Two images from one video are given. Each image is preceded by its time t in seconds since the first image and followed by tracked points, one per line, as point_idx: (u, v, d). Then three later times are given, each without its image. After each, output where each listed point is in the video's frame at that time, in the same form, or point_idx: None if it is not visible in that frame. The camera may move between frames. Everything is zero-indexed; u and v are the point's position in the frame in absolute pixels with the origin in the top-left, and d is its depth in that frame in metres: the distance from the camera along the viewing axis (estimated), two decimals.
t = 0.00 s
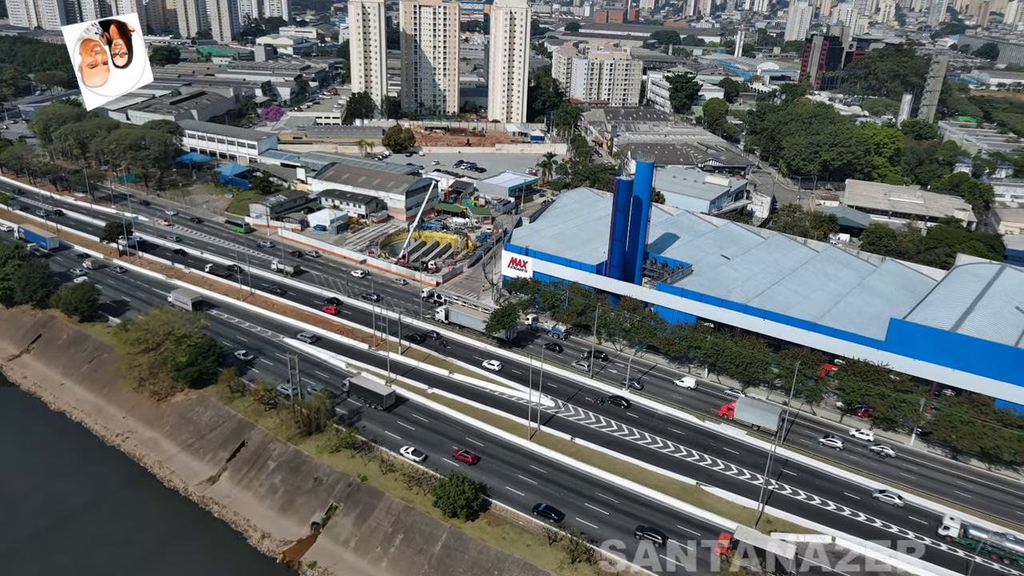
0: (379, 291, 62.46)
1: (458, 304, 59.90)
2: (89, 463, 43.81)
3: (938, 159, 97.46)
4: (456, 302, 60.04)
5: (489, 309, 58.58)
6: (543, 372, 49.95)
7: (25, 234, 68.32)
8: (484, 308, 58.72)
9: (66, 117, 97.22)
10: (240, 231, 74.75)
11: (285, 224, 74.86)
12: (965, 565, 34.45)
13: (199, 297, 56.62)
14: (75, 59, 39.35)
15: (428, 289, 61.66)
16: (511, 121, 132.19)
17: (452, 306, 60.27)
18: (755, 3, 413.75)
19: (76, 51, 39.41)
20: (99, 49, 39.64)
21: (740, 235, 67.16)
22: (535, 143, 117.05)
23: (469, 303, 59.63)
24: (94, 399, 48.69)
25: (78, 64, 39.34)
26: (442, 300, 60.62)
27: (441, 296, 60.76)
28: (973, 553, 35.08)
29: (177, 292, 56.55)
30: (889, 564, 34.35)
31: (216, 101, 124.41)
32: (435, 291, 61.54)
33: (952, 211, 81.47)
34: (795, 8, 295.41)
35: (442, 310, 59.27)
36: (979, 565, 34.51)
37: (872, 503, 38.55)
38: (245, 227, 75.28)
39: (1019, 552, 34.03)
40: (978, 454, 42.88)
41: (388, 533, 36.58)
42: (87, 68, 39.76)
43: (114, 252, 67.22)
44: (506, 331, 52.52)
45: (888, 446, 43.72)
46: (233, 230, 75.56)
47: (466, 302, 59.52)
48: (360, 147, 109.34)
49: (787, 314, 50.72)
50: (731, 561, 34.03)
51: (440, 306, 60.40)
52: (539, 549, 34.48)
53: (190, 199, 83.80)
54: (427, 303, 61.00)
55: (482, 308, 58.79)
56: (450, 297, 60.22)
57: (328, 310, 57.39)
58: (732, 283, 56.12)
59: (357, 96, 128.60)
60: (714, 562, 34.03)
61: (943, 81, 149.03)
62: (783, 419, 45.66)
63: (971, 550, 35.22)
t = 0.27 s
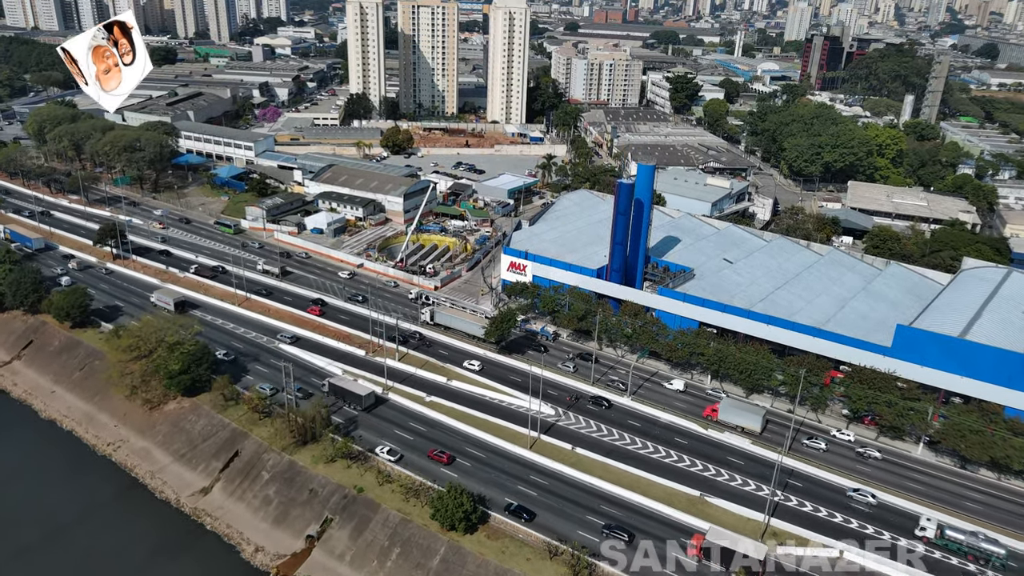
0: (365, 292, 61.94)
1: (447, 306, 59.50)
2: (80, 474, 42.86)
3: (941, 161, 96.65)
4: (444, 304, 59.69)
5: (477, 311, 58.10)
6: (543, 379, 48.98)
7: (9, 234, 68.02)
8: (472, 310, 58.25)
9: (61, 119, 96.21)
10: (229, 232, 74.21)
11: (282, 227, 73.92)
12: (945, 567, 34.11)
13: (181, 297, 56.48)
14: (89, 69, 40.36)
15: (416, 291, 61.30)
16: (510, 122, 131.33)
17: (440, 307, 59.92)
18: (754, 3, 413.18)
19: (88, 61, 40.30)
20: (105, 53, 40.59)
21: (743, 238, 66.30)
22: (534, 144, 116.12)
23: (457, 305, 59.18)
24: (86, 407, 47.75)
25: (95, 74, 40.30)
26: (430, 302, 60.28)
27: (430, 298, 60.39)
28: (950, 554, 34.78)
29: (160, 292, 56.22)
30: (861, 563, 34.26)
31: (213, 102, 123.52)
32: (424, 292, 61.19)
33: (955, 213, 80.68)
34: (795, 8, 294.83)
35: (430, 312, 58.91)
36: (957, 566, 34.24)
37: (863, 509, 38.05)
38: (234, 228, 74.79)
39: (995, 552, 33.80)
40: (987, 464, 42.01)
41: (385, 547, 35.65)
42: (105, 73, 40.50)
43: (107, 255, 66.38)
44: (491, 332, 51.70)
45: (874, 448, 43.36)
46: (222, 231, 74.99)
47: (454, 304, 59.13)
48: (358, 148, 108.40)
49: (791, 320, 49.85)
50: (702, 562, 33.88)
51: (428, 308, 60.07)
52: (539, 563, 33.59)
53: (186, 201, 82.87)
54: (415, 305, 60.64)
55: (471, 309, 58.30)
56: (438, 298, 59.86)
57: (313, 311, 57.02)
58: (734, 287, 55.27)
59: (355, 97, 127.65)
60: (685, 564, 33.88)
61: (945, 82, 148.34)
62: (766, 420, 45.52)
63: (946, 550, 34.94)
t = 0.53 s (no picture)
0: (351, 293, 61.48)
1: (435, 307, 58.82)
2: (69, 485, 41.93)
3: (944, 162, 95.79)
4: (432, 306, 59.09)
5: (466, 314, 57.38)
6: (543, 387, 48.05)
7: None
8: (461, 312, 57.56)
9: (55, 120, 95.15)
10: (218, 233, 73.39)
11: (278, 230, 72.98)
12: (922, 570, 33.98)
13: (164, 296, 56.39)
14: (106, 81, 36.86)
15: (403, 293, 60.89)
16: (509, 122, 130.47)
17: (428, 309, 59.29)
18: (753, 2, 412.25)
19: (107, 72, 36.99)
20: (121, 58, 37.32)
21: (745, 241, 65.43)
22: (534, 146, 115.22)
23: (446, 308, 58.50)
24: (77, 415, 46.80)
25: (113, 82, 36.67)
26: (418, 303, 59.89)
27: (417, 299, 59.94)
28: (926, 555, 34.67)
29: (141, 294, 56.21)
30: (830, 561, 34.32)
31: (210, 103, 122.62)
32: (411, 294, 60.81)
33: (959, 215, 79.89)
34: (795, 8, 294.19)
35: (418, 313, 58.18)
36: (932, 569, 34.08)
37: (872, 521, 37.15)
38: (223, 229, 74.01)
39: (972, 553, 33.92)
40: (997, 473, 41.12)
41: (381, 561, 34.73)
42: (123, 72, 36.67)
43: (102, 260, 65.46)
44: (478, 334, 51.35)
45: (860, 450, 43.04)
46: (211, 232, 74.15)
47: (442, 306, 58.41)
48: (356, 150, 107.51)
49: (795, 325, 48.96)
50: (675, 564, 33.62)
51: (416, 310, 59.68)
52: None
53: (181, 204, 81.96)
54: (403, 306, 60.26)
55: (460, 312, 57.57)
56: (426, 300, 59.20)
57: (296, 312, 56.72)
58: (737, 292, 54.40)
59: (354, 98, 126.72)
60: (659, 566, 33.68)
61: (947, 82, 147.64)
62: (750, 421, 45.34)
63: (923, 551, 34.86)
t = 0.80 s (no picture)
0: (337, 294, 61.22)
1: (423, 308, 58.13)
2: (59, 496, 41.01)
3: (946, 163, 94.95)
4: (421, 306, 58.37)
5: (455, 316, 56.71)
6: (543, 394, 47.13)
7: None
8: (450, 314, 56.89)
9: (50, 122, 94.17)
10: (207, 234, 73.08)
11: (275, 233, 72.10)
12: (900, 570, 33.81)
13: (147, 297, 56.40)
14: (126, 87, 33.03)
15: (391, 294, 60.46)
16: (508, 123, 129.60)
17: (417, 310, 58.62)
18: (753, 2, 411.33)
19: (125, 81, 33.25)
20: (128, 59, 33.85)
21: (748, 244, 64.56)
22: (533, 147, 114.27)
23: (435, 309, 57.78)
24: (68, 424, 45.87)
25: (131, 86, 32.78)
26: (405, 304, 59.44)
27: (405, 300, 59.51)
28: (904, 555, 34.52)
29: (124, 295, 56.21)
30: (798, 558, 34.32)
31: (207, 104, 121.76)
32: (399, 295, 60.40)
33: (963, 218, 79.10)
34: (794, 8, 293.35)
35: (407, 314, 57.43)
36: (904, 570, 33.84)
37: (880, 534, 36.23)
38: (212, 230, 73.66)
39: (947, 554, 34.21)
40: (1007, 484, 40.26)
41: None
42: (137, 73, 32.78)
43: (95, 264, 64.54)
44: (462, 335, 51.87)
45: (848, 453, 42.71)
46: (200, 234, 73.75)
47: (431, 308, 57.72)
48: (354, 151, 106.67)
49: (800, 331, 48.08)
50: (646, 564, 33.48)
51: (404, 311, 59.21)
52: None
53: (177, 206, 81.06)
54: (391, 307, 59.82)
55: (450, 314, 56.85)
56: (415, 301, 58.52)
57: (281, 313, 56.42)
58: (741, 296, 53.53)
59: (351, 99, 125.73)
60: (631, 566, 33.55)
61: (949, 83, 146.81)
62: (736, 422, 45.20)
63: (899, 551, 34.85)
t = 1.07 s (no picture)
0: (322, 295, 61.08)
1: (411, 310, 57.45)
2: (48, 508, 40.08)
3: (950, 164, 94.06)
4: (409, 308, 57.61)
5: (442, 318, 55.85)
6: (543, 402, 46.19)
7: None
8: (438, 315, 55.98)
9: (44, 123, 93.11)
10: (195, 234, 72.79)
11: (271, 236, 71.20)
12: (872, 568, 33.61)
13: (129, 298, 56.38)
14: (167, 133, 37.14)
15: (380, 295, 59.95)
16: (508, 124, 128.68)
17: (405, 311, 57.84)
18: (752, 2, 410.27)
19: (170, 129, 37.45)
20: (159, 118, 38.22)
21: (751, 247, 63.65)
22: (533, 148, 113.41)
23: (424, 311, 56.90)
24: (58, 433, 44.94)
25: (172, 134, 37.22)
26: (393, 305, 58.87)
27: (393, 302, 58.92)
28: (879, 555, 34.39)
29: (107, 295, 56.26)
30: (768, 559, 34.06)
31: (203, 105, 120.80)
32: (387, 297, 59.92)
33: (968, 220, 78.27)
34: (794, 8, 292.39)
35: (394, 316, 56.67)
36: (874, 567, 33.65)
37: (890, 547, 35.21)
38: (201, 232, 73.19)
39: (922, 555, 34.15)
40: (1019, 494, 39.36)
41: None
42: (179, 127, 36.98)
43: (88, 268, 63.60)
44: (447, 337, 51.99)
45: (836, 456, 42.29)
46: (188, 234, 73.28)
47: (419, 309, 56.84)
48: (352, 152, 105.78)
49: (805, 337, 47.20)
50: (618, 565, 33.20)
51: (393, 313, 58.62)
52: None
53: (172, 209, 80.14)
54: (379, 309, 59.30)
55: (438, 315, 55.95)
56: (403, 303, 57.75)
57: (265, 314, 56.07)
58: (744, 301, 52.62)
59: (349, 100, 124.86)
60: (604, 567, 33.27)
61: (951, 83, 145.85)
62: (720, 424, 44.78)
63: (874, 551, 34.65)
